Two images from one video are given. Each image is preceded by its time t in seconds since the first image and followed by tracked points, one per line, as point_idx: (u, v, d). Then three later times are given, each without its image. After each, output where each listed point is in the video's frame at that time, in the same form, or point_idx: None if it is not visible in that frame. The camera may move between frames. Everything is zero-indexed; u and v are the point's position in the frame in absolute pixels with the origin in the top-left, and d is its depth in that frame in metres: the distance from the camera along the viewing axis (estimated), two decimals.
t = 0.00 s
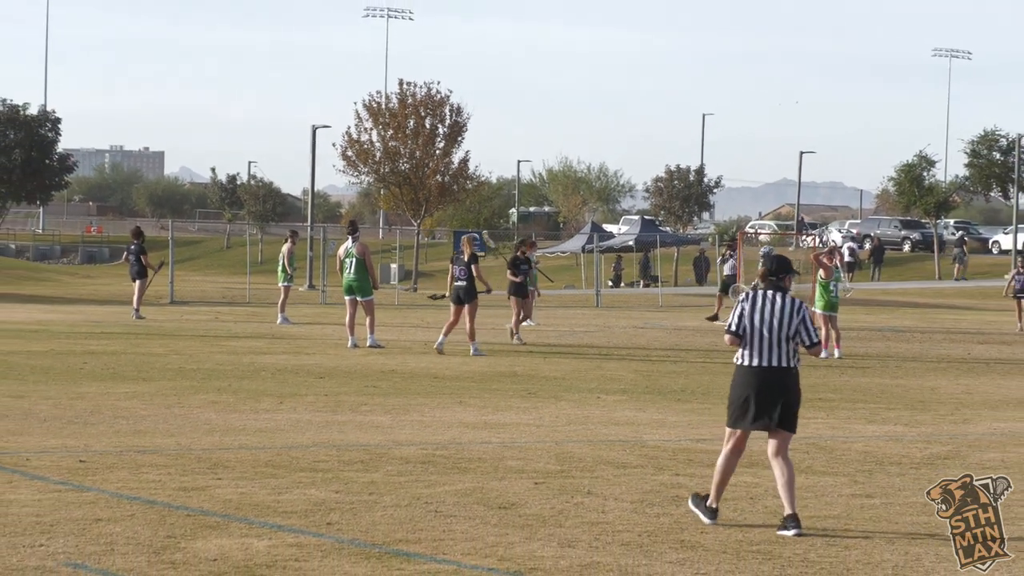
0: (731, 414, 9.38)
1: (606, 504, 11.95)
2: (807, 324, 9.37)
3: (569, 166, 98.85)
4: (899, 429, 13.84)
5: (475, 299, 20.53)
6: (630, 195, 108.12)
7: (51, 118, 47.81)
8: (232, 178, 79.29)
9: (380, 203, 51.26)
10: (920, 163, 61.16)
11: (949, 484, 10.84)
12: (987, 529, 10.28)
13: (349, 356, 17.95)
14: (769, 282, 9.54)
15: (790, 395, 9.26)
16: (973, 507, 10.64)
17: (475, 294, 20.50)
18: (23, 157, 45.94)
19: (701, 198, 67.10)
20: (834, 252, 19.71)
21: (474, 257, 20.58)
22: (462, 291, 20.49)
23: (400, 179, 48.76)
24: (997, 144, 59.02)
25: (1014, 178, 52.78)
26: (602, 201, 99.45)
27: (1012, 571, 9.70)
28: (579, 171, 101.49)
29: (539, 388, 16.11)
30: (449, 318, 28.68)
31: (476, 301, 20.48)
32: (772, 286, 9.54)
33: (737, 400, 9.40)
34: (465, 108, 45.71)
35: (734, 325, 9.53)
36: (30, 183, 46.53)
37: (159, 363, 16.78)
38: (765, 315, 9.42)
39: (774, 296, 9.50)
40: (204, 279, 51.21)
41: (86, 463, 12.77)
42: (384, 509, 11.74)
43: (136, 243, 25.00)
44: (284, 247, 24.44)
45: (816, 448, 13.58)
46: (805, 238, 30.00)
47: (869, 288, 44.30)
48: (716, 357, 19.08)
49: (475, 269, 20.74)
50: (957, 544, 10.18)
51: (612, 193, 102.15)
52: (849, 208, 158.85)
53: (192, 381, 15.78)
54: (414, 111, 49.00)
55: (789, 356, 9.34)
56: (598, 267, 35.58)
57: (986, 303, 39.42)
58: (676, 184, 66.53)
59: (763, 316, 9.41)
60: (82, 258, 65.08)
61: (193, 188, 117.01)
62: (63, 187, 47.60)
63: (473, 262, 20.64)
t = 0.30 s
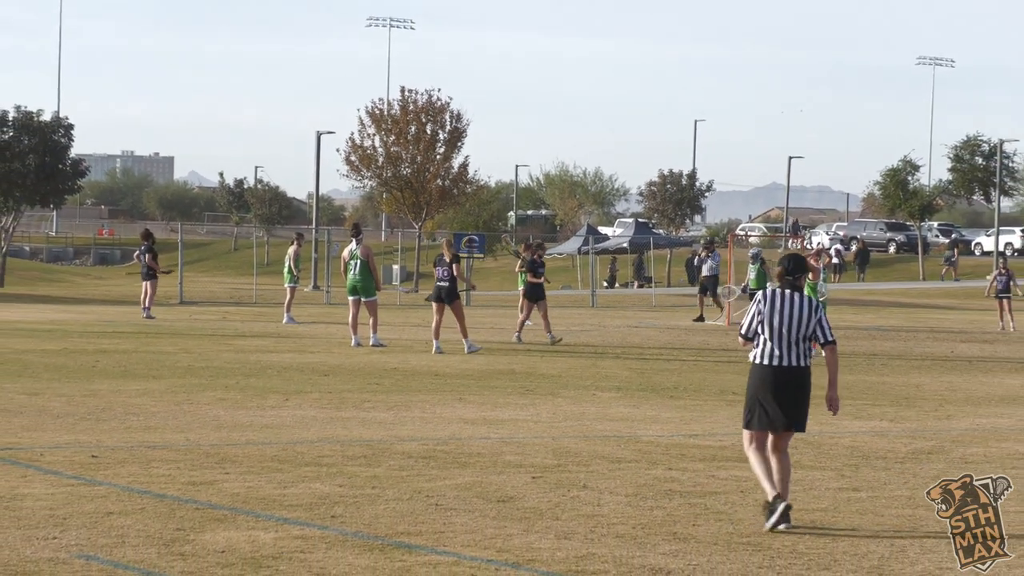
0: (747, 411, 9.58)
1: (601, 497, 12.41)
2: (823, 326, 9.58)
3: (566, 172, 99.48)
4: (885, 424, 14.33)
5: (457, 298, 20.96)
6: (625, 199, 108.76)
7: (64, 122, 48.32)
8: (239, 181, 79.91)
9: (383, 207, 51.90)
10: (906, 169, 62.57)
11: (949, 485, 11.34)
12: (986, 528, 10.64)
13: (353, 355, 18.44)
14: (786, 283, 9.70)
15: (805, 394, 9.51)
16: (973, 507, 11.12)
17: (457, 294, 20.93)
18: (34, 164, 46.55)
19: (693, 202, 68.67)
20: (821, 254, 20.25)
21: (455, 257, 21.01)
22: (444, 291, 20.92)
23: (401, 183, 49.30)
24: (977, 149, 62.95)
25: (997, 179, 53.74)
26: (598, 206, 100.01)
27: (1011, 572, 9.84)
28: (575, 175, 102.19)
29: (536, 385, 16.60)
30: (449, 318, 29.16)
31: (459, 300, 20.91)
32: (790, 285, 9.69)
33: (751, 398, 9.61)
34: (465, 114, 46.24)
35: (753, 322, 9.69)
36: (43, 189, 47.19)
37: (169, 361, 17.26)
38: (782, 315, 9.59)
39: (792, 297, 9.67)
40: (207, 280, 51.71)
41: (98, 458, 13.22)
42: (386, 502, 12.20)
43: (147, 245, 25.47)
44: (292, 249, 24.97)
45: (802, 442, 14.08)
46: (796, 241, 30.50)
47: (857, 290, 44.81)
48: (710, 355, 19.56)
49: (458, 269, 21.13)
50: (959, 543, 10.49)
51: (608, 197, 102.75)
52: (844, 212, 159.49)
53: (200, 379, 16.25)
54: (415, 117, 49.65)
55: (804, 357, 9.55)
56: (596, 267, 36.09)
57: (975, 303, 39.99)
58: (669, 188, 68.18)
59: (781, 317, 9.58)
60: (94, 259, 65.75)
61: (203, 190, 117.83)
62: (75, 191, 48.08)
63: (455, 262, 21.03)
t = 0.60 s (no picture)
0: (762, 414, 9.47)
1: (594, 490, 12.88)
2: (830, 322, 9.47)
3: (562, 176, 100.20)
4: (871, 420, 14.80)
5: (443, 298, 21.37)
6: (619, 203, 109.54)
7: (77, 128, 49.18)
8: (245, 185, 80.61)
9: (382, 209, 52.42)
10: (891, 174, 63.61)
11: (949, 484, 11.29)
12: (987, 530, 10.56)
13: (356, 353, 18.93)
14: (787, 284, 9.62)
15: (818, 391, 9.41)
16: (973, 507, 11.05)
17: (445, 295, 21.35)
18: (47, 169, 47.41)
19: (683, 205, 71.21)
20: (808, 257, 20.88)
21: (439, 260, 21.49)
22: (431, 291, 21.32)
23: (401, 187, 49.84)
24: (960, 155, 64.05)
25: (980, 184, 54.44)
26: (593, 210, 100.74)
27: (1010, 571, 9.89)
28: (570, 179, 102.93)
29: (532, 382, 17.08)
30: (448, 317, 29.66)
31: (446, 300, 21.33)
32: (792, 285, 9.60)
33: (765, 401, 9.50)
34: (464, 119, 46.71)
35: (757, 325, 9.60)
36: (54, 193, 48.07)
37: (177, 359, 17.72)
38: (786, 316, 9.49)
39: (794, 296, 9.58)
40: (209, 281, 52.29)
41: (108, 453, 13.69)
42: (387, 495, 12.66)
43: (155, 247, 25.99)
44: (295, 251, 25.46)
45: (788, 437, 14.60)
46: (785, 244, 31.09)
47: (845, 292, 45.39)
48: (701, 354, 20.03)
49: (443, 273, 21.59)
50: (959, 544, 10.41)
51: (602, 201, 103.50)
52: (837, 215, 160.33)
53: (207, 376, 16.72)
54: (415, 123, 50.13)
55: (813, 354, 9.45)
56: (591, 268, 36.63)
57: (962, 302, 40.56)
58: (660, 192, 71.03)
59: (785, 318, 9.49)
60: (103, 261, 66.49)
61: (207, 194, 118.75)
62: (86, 196, 49.12)
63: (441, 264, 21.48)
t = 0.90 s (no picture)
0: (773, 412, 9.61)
1: (590, 484, 13.37)
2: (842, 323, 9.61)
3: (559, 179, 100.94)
4: (857, 416, 15.29)
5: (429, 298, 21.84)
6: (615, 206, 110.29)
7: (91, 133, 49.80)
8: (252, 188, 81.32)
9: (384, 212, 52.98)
10: (876, 178, 64.37)
11: (949, 483, 11.15)
12: (987, 529, 10.45)
13: (360, 351, 19.43)
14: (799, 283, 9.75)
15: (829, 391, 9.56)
16: (974, 506, 10.91)
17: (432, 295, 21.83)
18: (61, 174, 48.04)
19: (677, 208, 73.21)
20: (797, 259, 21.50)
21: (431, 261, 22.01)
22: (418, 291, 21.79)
23: (403, 190, 50.38)
24: (944, 159, 64.67)
25: (962, 188, 55.10)
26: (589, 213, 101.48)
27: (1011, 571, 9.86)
28: (567, 182, 103.71)
29: (530, 379, 17.58)
30: (448, 317, 30.18)
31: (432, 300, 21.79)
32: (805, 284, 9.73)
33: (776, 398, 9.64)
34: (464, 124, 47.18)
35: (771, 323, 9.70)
36: (68, 197, 48.69)
37: (186, 357, 18.21)
38: (800, 316, 9.61)
39: (807, 296, 9.71)
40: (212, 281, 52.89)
41: (120, 448, 14.16)
42: (390, 488, 13.15)
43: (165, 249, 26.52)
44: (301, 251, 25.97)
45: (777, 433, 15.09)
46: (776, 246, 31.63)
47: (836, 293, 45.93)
48: (694, 352, 20.53)
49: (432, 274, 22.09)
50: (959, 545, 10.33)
51: (597, 205, 104.29)
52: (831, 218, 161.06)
53: (215, 374, 17.21)
54: (416, 128, 50.55)
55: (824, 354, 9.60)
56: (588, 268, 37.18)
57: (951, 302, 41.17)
58: (653, 195, 73.32)
59: (798, 317, 9.61)
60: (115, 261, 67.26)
61: (216, 198, 119.75)
62: (99, 199, 49.44)
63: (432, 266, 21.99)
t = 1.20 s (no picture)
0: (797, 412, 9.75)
1: (586, 477, 13.87)
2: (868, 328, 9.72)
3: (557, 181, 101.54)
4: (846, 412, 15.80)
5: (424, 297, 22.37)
6: (613, 208, 110.84)
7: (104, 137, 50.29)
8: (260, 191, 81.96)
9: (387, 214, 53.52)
10: (862, 182, 64.76)
11: (948, 485, 11.43)
12: (985, 529, 10.74)
13: (364, 349, 19.96)
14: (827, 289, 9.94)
15: (852, 393, 9.65)
16: (972, 507, 11.21)
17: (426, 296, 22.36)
18: (75, 177, 48.51)
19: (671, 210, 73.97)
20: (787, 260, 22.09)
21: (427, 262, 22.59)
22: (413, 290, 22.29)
23: (406, 193, 50.94)
24: (930, 163, 65.31)
25: (947, 190, 55.62)
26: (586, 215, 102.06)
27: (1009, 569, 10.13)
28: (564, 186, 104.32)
29: (528, 376, 18.10)
30: (449, 316, 30.72)
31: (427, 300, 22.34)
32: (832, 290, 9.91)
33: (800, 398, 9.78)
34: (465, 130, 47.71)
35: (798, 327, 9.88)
36: (81, 200, 49.15)
37: (196, 354, 18.72)
38: (826, 320, 9.77)
39: (835, 301, 9.88)
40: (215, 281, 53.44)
41: (133, 442, 14.66)
42: (393, 481, 13.65)
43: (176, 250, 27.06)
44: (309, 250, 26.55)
45: (768, 429, 15.58)
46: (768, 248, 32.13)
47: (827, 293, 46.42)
48: (689, 351, 21.05)
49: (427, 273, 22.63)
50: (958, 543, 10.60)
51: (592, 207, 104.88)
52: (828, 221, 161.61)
53: (224, 371, 17.71)
54: (419, 133, 50.98)
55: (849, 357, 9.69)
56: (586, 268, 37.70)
57: (940, 302, 41.66)
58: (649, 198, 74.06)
59: (824, 320, 9.78)
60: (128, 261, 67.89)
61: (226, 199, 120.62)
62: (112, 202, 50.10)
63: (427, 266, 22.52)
